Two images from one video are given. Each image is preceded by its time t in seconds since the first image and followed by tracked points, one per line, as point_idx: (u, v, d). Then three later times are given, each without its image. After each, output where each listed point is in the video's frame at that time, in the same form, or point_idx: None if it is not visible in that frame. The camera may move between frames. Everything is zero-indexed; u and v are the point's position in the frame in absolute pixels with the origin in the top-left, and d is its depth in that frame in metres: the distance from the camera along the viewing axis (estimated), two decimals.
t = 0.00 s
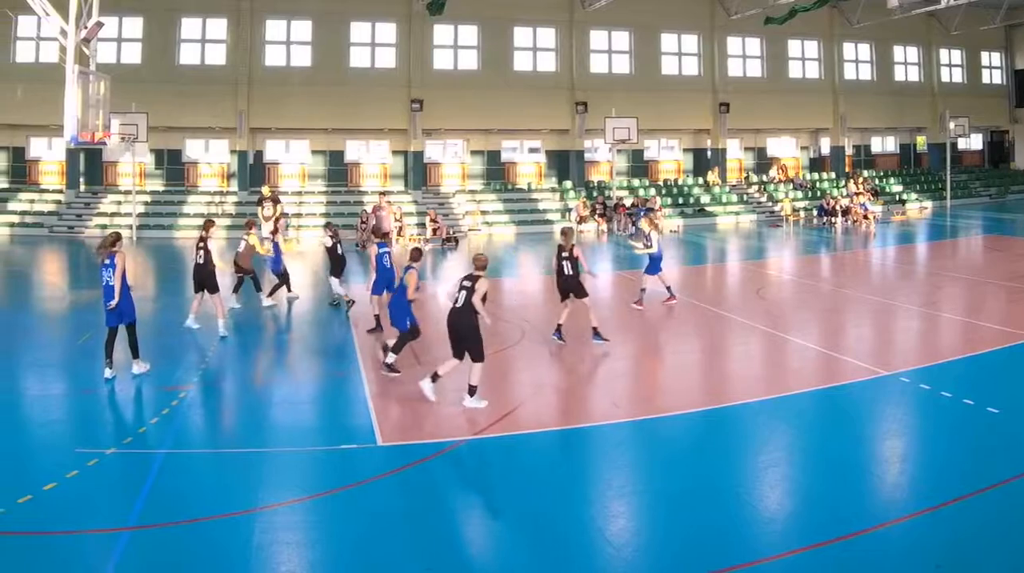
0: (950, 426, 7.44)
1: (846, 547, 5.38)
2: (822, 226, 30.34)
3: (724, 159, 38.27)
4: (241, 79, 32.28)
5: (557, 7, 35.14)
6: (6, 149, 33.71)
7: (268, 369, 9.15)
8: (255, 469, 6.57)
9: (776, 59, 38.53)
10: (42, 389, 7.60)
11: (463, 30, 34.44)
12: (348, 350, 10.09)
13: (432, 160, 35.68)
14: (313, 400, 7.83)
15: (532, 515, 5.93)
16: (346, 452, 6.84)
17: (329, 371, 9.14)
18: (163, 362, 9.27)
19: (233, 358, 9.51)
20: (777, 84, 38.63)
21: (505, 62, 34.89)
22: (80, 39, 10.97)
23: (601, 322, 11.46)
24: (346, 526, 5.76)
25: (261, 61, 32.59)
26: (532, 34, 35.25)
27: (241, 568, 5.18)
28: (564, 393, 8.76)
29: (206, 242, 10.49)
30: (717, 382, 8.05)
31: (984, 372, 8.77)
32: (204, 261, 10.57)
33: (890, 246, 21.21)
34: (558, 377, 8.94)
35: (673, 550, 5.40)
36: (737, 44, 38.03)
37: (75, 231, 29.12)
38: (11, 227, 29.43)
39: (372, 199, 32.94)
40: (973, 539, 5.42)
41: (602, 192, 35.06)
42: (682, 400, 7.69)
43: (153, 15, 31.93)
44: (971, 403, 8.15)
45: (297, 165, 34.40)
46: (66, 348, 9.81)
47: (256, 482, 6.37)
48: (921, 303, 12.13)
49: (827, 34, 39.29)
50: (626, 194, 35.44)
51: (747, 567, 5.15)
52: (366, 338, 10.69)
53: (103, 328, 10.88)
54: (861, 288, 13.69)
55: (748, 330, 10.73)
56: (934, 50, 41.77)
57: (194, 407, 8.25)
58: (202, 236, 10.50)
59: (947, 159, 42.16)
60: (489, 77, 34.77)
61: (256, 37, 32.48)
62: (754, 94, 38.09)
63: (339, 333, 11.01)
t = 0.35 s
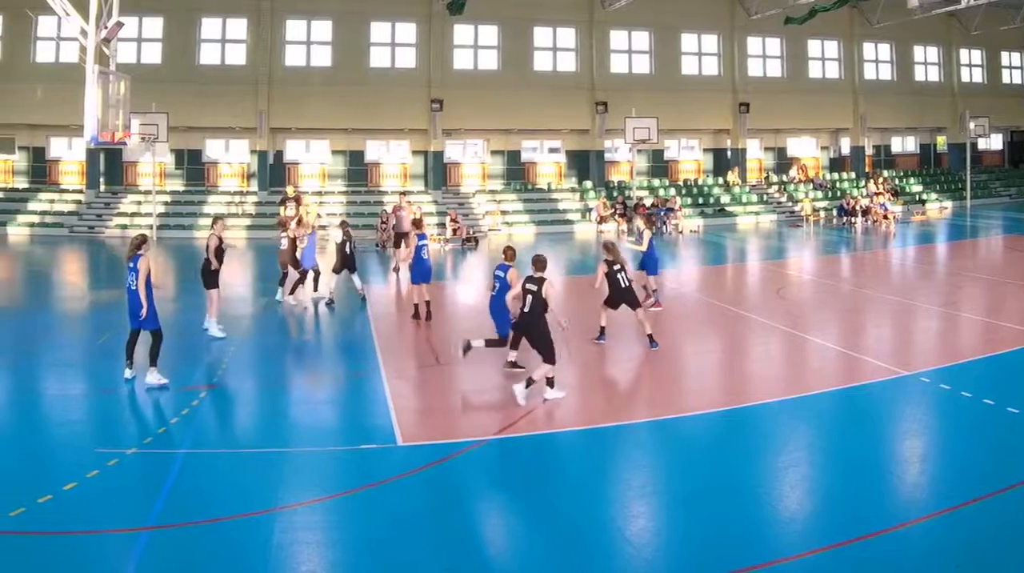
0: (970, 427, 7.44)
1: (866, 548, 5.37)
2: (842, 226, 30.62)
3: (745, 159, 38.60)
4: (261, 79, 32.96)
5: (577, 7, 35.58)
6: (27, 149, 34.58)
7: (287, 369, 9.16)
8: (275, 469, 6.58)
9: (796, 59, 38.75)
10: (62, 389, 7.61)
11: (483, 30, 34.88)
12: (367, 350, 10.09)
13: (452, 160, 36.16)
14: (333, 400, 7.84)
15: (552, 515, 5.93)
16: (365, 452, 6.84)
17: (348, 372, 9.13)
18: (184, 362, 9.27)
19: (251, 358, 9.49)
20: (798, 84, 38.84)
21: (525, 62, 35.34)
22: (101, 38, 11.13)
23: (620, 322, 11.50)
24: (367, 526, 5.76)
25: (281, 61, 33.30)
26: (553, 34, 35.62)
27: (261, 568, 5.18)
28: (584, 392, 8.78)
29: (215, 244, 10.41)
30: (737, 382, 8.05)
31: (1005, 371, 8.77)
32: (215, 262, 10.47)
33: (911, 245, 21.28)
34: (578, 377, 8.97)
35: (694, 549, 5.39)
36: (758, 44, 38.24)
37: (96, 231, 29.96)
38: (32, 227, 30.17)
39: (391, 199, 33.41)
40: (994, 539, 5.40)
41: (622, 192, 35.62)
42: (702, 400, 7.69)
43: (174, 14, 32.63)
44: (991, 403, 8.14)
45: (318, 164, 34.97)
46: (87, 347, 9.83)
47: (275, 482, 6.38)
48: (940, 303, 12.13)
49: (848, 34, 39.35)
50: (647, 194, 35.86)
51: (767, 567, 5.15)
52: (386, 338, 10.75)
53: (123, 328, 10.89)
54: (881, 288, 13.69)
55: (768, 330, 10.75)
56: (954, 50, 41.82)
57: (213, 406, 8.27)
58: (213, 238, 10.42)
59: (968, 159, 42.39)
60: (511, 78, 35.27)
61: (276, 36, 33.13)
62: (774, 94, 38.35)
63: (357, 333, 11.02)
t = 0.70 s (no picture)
0: (992, 428, 7.42)
1: (887, 548, 5.35)
2: (863, 226, 30.93)
3: (766, 159, 38.77)
4: (282, 80, 33.24)
5: (599, 7, 35.81)
6: (48, 149, 34.91)
7: (308, 369, 9.18)
8: (297, 469, 6.58)
9: (818, 59, 38.87)
10: (83, 389, 7.62)
11: (505, 31, 35.16)
12: (387, 350, 10.10)
13: (474, 160, 36.26)
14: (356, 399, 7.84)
15: (573, 515, 5.91)
16: (386, 452, 6.85)
17: (371, 372, 9.16)
18: (205, 363, 9.27)
19: (272, 359, 9.51)
20: (820, 83, 38.98)
21: (547, 62, 35.53)
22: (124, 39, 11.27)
23: (642, 322, 11.53)
24: (388, 526, 5.75)
25: (302, 61, 33.60)
26: (574, 34, 35.81)
27: (282, 569, 5.16)
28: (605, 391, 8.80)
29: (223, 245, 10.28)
30: (758, 382, 8.08)
31: None
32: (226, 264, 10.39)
33: (933, 246, 21.31)
34: (599, 376, 9.00)
35: (716, 550, 5.37)
36: (779, 44, 38.45)
37: (117, 231, 30.18)
38: (53, 226, 30.38)
39: (414, 200, 33.82)
40: (1017, 540, 5.38)
41: (643, 193, 35.77)
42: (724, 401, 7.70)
43: (194, 15, 32.95)
44: (1013, 403, 8.13)
45: (339, 165, 35.35)
46: (108, 347, 9.85)
47: (296, 481, 6.38)
48: (962, 303, 12.14)
49: (869, 34, 39.51)
50: (668, 194, 36.03)
51: (788, 567, 5.13)
52: (408, 337, 10.80)
53: (145, 328, 10.92)
54: (903, 288, 13.69)
55: (789, 329, 10.77)
56: (975, 50, 41.91)
57: (234, 406, 8.30)
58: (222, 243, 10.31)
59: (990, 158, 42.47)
60: (533, 78, 35.43)
61: (297, 37, 33.46)
62: (796, 94, 38.52)
63: (378, 333, 11.04)
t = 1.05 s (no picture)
0: (1014, 430, 7.40)
1: (909, 548, 5.32)
2: (884, 226, 31.24)
3: (787, 159, 38.84)
4: (304, 79, 33.54)
5: (621, 7, 35.97)
6: (70, 149, 35.18)
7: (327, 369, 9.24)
8: (318, 469, 6.58)
9: (839, 59, 38.95)
10: (104, 389, 7.70)
11: (527, 31, 35.39)
12: (407, 351, 10.12)
13: (496, 159, 36.84)
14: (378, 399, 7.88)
15: (595, 515, 5.89)
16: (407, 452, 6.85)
17: (392, 372, 9.22)
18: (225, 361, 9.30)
19: (293, 359, 9.56)
20: (841, 83, 39.02)
21: (568, 62, 35.72)
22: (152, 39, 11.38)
23: (663, 322, 11.58)
24: (408, 526, 5.73)
25: (324, 61, 33.92)
26: (595, 34, 36.01)
27: (302, 568, 5.13)
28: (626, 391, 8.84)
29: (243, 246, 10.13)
30: (778, 382, 8.10)
31: None
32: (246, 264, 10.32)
33: (955, 245, 21.33)
34: (620, 376, 9.04)
35: (739, 550, 5.34)
36: (801, 44, 38.52)
37: (138, 231, 30.39)
38: (75, 226, 30.60)
39: (434, 200, 33.90)
40: None
41: (664, 192, 35.82)
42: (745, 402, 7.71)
43: (215, 14, 33.23)
44: None
45: (361, 165, 35.66)
46: (129, 348, 9.91)
47: (317, 481, 6.37)
48: (984, 303, 12.15)
49: (891, 34, 39.59)
50: (690, 194, 36.02)
51: (811, 567, 5.10)
52: (429, 338, 10.85)
53: (167, 328, 10.99)
54: (925, 288, 13.69)
55: (809, 329, 10.79)
56: (996, 50, 41.95)
57: (256, 406, 8.33)
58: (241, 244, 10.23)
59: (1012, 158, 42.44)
60: (554, 78, 35.60)
61: (318, 37, 33.74)
62: (818, 93, 38.57)
63: (397, 333, 11.08)
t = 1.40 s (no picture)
0: None
1: (929, 548, 5.29)
2: (904, 226, 31.36)
3: (807, 159, 38.87)
4: (324, 79, 33.66)
5: (641, 8, 36.05)
6: (90, 149, 35.26)
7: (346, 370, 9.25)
8: (338, 470, 6.58)
9: (859, 59, 38.93)
10: (125, 390, 7.71)
11: (547, 31, 35.50)
12: (426, 351, 10.14)
13: (516, 160, 36.84)
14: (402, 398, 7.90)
15: (615, 515, 5.88)
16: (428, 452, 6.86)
17: (414, 372, 9.27)
18: (246, 361, 9.32)
19: (314, 359, 9.59)
20: (861, 83, 38.99)
21: (588, 62, 35.78)
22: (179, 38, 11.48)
23: (684, 322, 11.61)
24: (428, 526, 5.72)
25: (344, 62, 34.05)
26: (616, 34, 36.05)
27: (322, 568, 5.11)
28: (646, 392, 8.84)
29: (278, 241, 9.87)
30: (799, 381, 8.12)
31: None
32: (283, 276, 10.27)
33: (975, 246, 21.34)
34: (641, 376, 9.06)
35: (759, 551, 5.33)
36: (821, 44, 38.51)
37: (159, 230, 30.48)
38: (94, 226, 30.71)
39: (454, 200, 34.05)
40: None
41: (684, 193, 35.95)
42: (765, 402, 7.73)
43: (235, 14, 33.45)
44: None
45: (381, 165, 35.79)
46: (148, 348, 9.92)
47: (337, 481, 6.37)
48: (1005, 304, 12.15)
49: (911, 34, 39.54)
50: (709, 193, 36.07)
51: (830, 567, 5.09)
52: (450, 337, 10.88)
53: (187, 328, 11.01)
54: (945, 288, 13.68)
55: (829, 329, 10.82)
56: (1017, 51, 41.90)
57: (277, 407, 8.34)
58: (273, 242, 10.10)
59: None
60: (573, 78, 35.69)
61: (339, 37, 33.89)
62: (838, 93, 38.58)
63: (417, 333, 11.13)
